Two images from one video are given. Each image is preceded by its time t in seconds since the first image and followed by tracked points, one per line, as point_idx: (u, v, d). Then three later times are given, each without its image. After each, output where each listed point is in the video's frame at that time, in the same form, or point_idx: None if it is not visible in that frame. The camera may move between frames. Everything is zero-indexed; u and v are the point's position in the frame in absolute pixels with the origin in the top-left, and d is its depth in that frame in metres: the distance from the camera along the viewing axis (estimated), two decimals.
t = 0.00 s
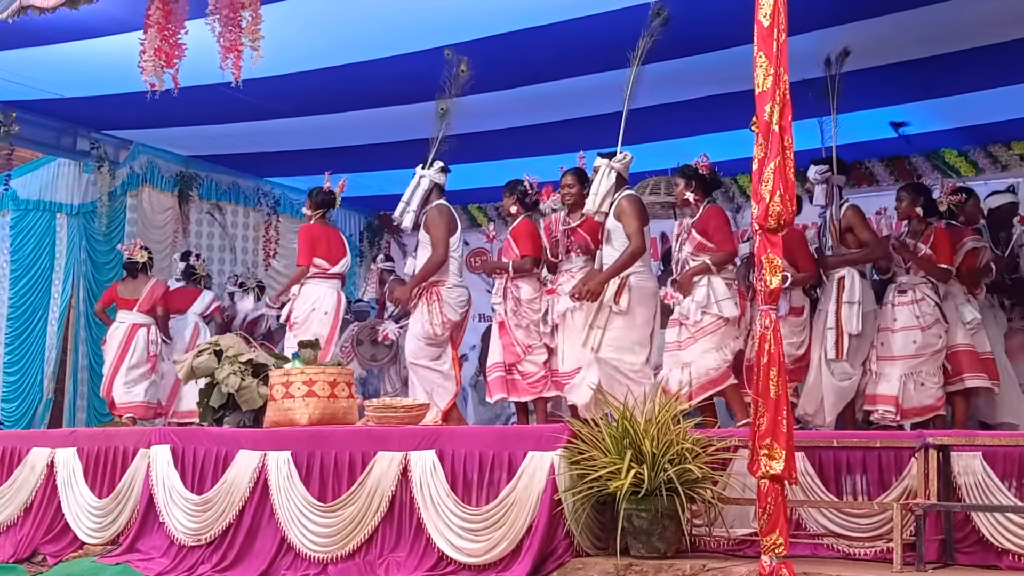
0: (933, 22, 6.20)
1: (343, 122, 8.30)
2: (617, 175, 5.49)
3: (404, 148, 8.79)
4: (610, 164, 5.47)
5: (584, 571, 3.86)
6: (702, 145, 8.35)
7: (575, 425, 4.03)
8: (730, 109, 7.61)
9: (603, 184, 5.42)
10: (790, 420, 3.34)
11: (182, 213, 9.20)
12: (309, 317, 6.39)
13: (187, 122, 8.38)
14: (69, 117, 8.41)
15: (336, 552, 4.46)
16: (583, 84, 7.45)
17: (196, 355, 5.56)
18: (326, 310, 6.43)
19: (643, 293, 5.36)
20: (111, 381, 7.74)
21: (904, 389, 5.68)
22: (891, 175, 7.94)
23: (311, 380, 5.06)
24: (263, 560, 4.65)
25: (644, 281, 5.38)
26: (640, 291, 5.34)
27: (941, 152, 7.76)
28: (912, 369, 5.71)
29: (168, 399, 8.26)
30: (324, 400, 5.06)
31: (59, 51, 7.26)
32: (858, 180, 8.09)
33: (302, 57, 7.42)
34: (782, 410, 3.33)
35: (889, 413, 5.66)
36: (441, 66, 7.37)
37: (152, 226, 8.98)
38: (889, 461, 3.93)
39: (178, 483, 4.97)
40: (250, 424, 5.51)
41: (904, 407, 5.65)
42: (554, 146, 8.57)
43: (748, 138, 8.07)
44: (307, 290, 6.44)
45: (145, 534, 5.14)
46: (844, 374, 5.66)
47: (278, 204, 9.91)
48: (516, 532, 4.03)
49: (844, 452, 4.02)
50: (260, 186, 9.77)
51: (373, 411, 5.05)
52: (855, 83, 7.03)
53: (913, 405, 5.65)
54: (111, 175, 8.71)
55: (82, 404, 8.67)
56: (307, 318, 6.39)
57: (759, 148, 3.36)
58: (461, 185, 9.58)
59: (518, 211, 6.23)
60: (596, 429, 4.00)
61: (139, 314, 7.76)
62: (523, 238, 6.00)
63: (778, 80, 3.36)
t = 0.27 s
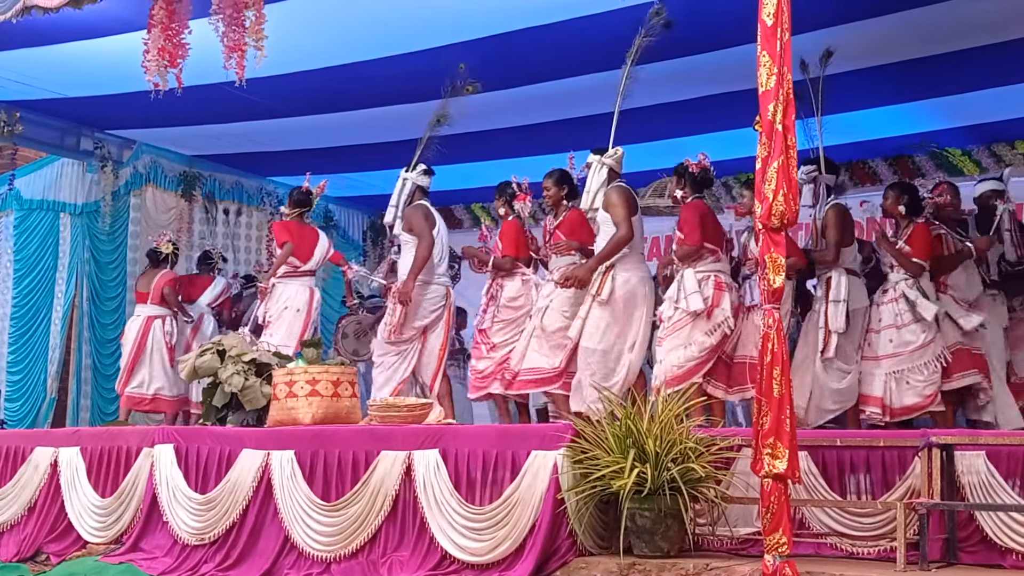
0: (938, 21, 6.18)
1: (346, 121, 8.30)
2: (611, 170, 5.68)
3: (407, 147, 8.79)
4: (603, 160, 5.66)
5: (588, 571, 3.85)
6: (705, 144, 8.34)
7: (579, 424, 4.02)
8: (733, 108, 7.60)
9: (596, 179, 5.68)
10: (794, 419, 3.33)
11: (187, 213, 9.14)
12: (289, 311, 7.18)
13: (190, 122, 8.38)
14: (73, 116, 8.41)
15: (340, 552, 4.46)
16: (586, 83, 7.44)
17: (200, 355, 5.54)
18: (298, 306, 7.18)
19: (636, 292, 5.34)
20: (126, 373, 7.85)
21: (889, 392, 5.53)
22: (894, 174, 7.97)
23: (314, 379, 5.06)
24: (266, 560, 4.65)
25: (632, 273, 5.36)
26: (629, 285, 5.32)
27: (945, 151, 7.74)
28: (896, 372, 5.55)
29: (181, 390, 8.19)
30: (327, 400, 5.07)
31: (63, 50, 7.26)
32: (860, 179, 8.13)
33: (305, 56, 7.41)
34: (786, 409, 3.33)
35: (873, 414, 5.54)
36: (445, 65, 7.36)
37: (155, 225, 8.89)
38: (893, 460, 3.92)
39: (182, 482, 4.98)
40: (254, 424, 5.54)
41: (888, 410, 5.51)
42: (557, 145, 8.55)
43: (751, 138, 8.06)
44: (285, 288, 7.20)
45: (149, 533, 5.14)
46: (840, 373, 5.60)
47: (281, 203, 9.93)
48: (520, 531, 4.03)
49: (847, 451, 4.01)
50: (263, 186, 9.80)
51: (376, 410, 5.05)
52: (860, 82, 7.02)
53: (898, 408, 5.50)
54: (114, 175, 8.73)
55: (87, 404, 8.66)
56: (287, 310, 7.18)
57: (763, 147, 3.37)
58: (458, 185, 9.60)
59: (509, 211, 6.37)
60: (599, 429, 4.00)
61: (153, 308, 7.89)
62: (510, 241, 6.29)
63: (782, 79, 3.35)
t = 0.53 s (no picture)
0: (940, 20, 6.18)
1: (348, 120, 8.30)
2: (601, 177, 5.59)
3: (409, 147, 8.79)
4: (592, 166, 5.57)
5: (590, 570, 3.85)
6: (706, 144, 8.33)
7: (581, 424, 4.02)
8: (735, 108, 7.59)
9: (585, 185, 5.55)
10: (796, 419, 3.32)
11: (188, 213, 9.17)
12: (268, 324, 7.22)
13: (191, 122, 8.38)
14: (74, 116, 8.41)
15: (342, 552, 4.46)
16: (587, 82, 7.44)
17: (201, 354, 5.58)
18: (273, 322, 7.22)
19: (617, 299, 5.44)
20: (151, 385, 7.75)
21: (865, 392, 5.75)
22: (895, 173, 7.93)
23: (316, 379, 5.06)
24: (268, 559, 4.65)
25: (616, 279, 5.47)
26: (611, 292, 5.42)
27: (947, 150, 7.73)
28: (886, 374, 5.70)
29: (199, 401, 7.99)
30: (328, 399, 5.07)
31: (64, 51, 7.27)
32: (861, 178, 8.07)
33: (306, 56, 7.41)
34: (788, 409, 3.32)
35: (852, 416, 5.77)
36: (447, 64, 7.36)
37: (158, 226, 8.93)
38: (894, 460, 3.93)
39: (183, 482, 4.97)
40: (255, 424, 5.51)
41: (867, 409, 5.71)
42: (559, 145, 8.55)
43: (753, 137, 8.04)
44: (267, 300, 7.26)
45: (151, 533, 5.14)
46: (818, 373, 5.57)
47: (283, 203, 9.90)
48: (521, 531, 4.03)
49: (849, 450, 4.01)
50: (265, 186, 9.78)
51: (378, 410, 5.05)
52: (861, 81, 7.01)
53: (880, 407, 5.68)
54: (116, 174, 8.71)
55: (88, 404, 8.59)
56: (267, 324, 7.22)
57: (764, 147, 3.37)
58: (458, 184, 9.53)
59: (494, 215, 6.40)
60: (601, 429, 4.00)
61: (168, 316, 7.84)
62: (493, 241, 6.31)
63: (784, 79, 3.35)
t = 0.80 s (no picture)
0: (939, 19, 6.18)
1: (348, 121, 8.30)
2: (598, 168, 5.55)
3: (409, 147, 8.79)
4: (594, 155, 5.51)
5: (592, 571, 3.85)
6: (706, 143, 8.33)
7: (583, 424, 4.03)
8: (735, 107, 7.59)
9: (578, 172, 5.54)
10: (798, 418, 3.32)
11: (189, 214, 9.20)
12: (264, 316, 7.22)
13: (191, 123, 8.38)
14: (74, 117, 8.42)
15: (344, 553, 4.46)
16: (587, 82, 7.44)
17: (202, 357, 5.57)
18: (271, 308, 7.22)
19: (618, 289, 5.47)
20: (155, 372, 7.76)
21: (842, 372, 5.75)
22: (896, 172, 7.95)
23: (317, 380, 5.07)
24: (271, 560, 4.66)
25: (612, 270, 5.47)
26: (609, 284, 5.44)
27: (947, 149, 7.73)
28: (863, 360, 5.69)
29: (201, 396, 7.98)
30: (330, 401, 5.07)
31: (64, 52, 7.27)
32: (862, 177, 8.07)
33: (306, 56, 7.41)
34: (789, 409, 3.32)
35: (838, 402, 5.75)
36: (447, 64, 7.36)
37: (158, 227, 8.94)
38: (896, 459, 3.93)
39: (185, 484, 4.98)
40: (257, 425, 5.54)
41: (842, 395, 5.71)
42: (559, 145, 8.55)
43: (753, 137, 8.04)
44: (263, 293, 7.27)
45: (153, 535, 5.14)
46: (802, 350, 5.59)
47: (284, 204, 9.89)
48: (523, 531, 4.04)
49: (850, 450, 4.01)
50: (266, 187, 9.73)
51: (379, 411, 5.06)
52: (861, 80, 7.01)
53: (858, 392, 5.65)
54: (117, 176, 8.73)
55: (90, 406, 8.61)
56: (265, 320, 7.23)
57: (764, 147, 3.37)
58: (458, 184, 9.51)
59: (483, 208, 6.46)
60: (602, 429, 4.00)
61: (179, 309, 7.79)
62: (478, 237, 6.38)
63: (783, 79, 3.35)
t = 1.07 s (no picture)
0: (939, 18, 6.18)
1: (347, 122, 8.31)
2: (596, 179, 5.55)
3: (409, 148, 8.79)
4: (590, 167, 5.50)
5: (593, 571, 3.85)
6: (706, 143, 8.33)
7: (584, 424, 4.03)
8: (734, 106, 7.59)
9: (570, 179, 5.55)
10: (798, 418, 3.32)
11: (189, 216, 9.19)
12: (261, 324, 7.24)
13: (191, 125, 8.38)
14: (73, 120, 8.42)
15: (344, 554, 4.46)
16: (587, 82, 7.44)
17: (203, 358, 5.57)
18: (262, 319, 7.24)
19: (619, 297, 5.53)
20: (153, 386, 7.82)
21: (839, 386, 5.83)
22: (897, 171, 7.95)
23: (318, 381, 5.07)
24: (272, 561, 4.66)
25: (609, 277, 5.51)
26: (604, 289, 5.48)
27: (947, 148, 7.73)
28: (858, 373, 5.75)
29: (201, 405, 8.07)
30: (331, 402, 5.08)
31: (64, 55, 7.28)
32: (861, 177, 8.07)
33: (305, 58, 7.41)
34: (789, 409, 3.32)
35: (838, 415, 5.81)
36: (446, 65, 7.37)
37: (159, 229, 8.95)
38: (896, 459, 3.93)
39: (186, 485, 4.98)
40: (257, 427, 5.55)
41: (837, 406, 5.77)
42: (560, 145, 8.55)
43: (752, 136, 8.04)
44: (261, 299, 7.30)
45: (154, 537, 5.14)
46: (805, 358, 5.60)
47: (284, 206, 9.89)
48: (524, 531, 4.04)
49: (851, 449, 4.00)
50: (266, 189, 9.73)
51: (380, 412, 5.06)
52: (861, 79, 7.01)
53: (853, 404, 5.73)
54: (117, 178, 8.72)
55: (91, 408, 8.62)
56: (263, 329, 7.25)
57: (763, 147, 3.37)
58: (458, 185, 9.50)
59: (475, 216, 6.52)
60: (603, 429, 4.00)
61: (175, 319, 7.81)
62: (469, 239, 6.38)
63: (783, 78, 3.35)
